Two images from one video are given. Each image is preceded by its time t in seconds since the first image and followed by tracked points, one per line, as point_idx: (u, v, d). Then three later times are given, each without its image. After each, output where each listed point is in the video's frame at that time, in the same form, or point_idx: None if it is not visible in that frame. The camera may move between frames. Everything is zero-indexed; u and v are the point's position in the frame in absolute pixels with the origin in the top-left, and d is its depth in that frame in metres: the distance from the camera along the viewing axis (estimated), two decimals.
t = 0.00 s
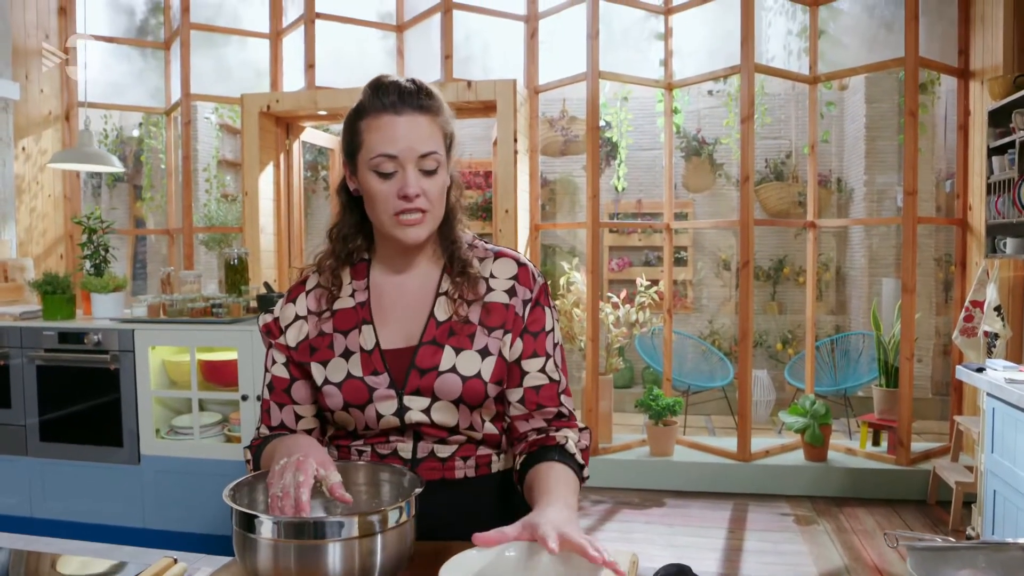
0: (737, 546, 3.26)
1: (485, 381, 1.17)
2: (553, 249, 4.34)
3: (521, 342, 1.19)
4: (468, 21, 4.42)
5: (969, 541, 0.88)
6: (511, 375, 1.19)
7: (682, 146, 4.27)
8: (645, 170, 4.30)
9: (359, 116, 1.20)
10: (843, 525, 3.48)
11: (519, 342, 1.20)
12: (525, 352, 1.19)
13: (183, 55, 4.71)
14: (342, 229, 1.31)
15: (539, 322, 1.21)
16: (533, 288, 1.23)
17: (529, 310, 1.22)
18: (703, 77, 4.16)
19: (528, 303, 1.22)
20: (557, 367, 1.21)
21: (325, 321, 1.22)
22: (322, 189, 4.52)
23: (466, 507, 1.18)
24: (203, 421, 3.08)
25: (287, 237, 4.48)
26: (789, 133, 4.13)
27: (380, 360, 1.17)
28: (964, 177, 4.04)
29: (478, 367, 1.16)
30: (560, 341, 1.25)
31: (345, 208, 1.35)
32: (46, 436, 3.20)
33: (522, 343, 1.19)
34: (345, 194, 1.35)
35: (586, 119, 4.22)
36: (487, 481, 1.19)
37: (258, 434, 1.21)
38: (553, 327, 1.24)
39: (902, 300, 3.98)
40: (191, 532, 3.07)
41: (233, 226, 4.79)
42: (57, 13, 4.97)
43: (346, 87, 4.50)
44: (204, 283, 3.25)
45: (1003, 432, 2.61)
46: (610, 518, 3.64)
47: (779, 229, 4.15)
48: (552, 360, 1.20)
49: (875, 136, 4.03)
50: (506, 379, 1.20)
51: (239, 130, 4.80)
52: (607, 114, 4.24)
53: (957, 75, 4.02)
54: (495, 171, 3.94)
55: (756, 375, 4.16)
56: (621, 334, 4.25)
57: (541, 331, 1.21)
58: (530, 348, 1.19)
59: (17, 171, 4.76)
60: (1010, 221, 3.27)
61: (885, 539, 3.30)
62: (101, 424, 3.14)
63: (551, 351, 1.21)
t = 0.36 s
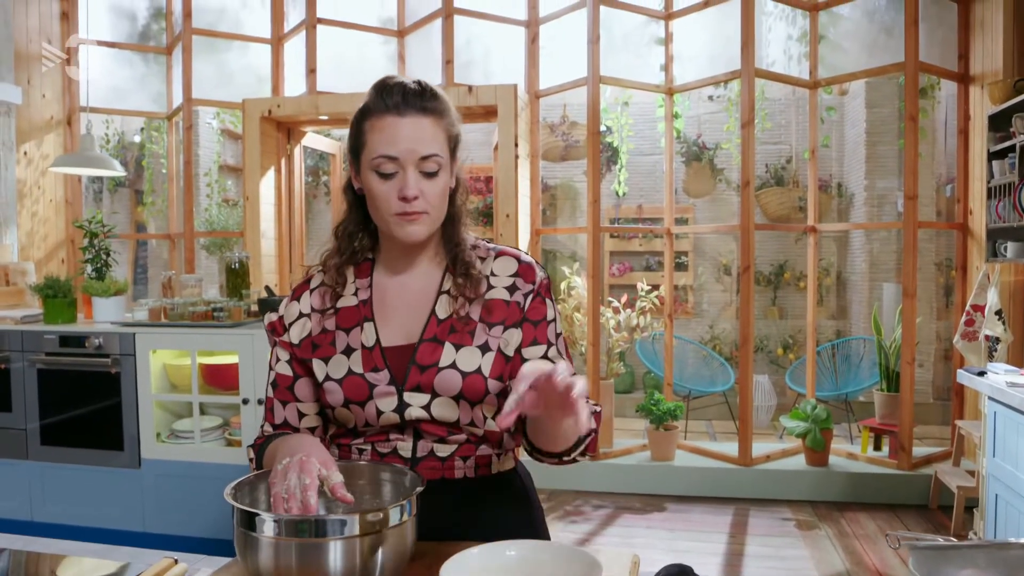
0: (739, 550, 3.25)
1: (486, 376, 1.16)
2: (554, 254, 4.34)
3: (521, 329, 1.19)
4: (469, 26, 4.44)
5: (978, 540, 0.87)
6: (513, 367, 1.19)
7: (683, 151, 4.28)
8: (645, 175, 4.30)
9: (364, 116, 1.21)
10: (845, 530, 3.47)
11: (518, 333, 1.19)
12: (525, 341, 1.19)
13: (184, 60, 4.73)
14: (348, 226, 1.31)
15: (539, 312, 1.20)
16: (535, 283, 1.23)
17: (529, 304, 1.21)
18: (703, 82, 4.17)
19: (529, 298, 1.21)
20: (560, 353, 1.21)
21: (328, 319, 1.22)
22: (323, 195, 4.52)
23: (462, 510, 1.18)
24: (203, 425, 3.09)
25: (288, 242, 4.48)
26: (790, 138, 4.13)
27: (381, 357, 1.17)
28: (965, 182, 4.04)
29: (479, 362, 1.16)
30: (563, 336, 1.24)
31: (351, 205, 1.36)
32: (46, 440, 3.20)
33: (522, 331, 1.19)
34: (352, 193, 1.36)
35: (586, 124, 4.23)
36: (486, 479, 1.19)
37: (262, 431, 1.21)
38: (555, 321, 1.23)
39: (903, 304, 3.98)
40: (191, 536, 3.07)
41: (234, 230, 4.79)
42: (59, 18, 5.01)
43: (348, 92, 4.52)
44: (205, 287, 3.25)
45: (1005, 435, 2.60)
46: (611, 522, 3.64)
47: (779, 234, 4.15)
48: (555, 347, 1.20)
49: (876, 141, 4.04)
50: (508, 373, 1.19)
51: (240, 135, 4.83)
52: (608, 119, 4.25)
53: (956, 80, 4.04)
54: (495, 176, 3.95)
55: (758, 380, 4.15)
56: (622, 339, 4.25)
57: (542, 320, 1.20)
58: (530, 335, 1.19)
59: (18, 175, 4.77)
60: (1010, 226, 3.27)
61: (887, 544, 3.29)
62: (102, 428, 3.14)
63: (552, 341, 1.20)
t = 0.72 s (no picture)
0: (741, 550, 3.25)
1: (487, 371, 1.16)
2: (556, 255, 4.35)
3: (524, 322, 1.20)
4: (472, 27, 4.44)
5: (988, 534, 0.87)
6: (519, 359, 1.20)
7: (685, 151, 4.28)
8: (647, 176, 4.31)
9: (369, 108, 1.21)
10: (847, 530, 3.47)
11: (522, 326, 1.20)
12: (529, 333, 1.19)
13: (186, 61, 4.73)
14: (350, 219, 1.32)
15: (542, 303, 1.21)
16: (536, 274, 1.23)
17: (529, 295, 1.22)
18: (705, 82, 4.17)
19: (529, 290, 1.22)
20: (566, 342, 1.21)
21: (331, 314, 1.22)
22: (325, 197, 4.54)
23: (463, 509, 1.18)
24: (206, 424, 3.09)
25: (291, 242, 4.48)
26: (792, 139, 4.13)
27: (383, 353, 1.17)
28: (967, 182, 4.04)
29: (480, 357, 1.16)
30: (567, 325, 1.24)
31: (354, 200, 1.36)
32: (49, 440, 3.21)
33: (526, 323, 1.20)
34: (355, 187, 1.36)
35: (588, 125, 4.23)
36: (491, 476, 1.19)
37: (266, 427, 1.20)
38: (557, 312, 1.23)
39: (905, 304, 3.97)
40: (194, 536, 3.07)
41: (236, 231, 4.80)
42: (62, 19, 5.03)
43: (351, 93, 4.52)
44: (208, 286, 3.25)
45: (1008, 435, 2.60)
46: (613, 522, 3.64)
47: (781, 235, 4.15)
48: (560, 337, 1.21)
49: (878, 142, 4.04)
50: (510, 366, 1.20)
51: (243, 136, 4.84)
52: (610, 120, 4.25)
53: (958, 80, 4.04)
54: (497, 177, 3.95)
55: (760, 381, 4.15)
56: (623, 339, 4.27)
57: (544, 312, 1.21)
58: (535, 326, 1.20)
59: (21, 176, 4.79)
60: (1012, 225, 3.26)
61: (889, 545, 3.29)
62: (104, 428, 3.14)
63: (557, 331, 1.21)
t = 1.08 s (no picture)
0: (743, 548, 3.25)
1: (492, 366, 1.17)
2: (558, 254, 4.35)
3: (526, 319, 1.19)
4: (474, 26, 4.45)
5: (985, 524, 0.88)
6: (519, 357, 1.19)
7: (687, 150, 4.28)
8: (649, 175, 4.31)
9: (380, 99, 1.22)
10: (849, 528, 3.47)
11: (523, 322, 1.19)
12: (530, 330, 1.19)
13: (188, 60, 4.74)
14: (355, 211, 1.34)
15: (545, 300, 1.20)
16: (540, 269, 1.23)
17: (531, 291, 1.21)
18: (706, 81, 4.18)
19: (532, 285, 1.21)
20: (566, 343, 1.21)
21: (335, 308, 1.23)
22: (326, 196, 4.55)
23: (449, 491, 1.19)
24: (208, 422, 3.09)
25: (293, 241, 4.49)
26: (793, 138, 4.14)
27: (387, 347, 1.18)
28: (968, 180, 4.04)
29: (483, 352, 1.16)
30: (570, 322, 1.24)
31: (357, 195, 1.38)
32: (52, 437, 3.21)
33: (528, 319, 1.19)
34: (361, 178, 1.38)
35: (590, 124, 4.23)
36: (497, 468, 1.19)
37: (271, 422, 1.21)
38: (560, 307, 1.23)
39: (907, 302, 3.97)
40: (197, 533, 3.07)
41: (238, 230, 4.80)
42: (64, 18, 5.06)
43: (353, 91, 4.53)
44: (210, 284, 3.26)
45: (1010, 432, 2.60)
46: (615, 520, 3.64)
47: (783, 233, 4.15)
48: (561, 336, 1.20)
49: (879, 141, 4.04)
50: (515, 361, 1.20)
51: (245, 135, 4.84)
52: (611, 118, 4.25)
53: (960, 78, 4.03)
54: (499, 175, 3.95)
55: (761, 380, 4.14)
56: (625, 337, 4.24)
57: (548, 310, 1.20)
58: (536, 325, 1.19)
59: (23, 175, 4.80)
60: (1014, 223, 3.26)
61: (891, 542, 3.29)
62: (107, 425, 3.14)
63: (558, 330, 1.20)
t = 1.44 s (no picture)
0: (740, 545, 3.26)
1: (492, 357, 1.17)
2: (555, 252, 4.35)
3: (530, 308, 1.20)
4: (472, 25, 4.45)
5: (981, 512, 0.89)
6: (525, 344, 1.21)
7: (683, 149, 4.29)
8: (646, 174, 4.32)
9: (398, 92, 1.22)
10: (846, 525, 3.48)
11: (527, 312, 1.21)
12: (537, 319, 1.20)
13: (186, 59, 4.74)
14: (364, 201, 1.34)
15: (549, 289, 1.22)
16: (541, 260, 1.24)
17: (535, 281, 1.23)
18: (703, 80, 4.19)
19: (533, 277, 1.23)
20: (573, 328, 1.22)
21: (336, 299, 1.23)
22: (323, 195, 4.53)
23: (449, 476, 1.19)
24: (206, 419, 3.09)
25: (290, 238, 4.50)
26: (790, 137, 4.16)
27: (388, 339, 1.18)
28: (964, 179, 4.06)
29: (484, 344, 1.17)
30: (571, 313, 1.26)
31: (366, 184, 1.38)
32: (50, 435, 3.21)
33: (532, 309, 1.21)
34: (370, 166, 1.37)
35: (587, 123, 4.24)
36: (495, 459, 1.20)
37: (271, 413, 1.21)
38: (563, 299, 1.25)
39: (903, 300, 3.98)
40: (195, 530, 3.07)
41: (236, 228, 4.80)
42: (61, 16, 5.05)
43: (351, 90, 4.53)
44: (208, 282, 3.26)
45: (1005, 428, 2.62)
46: (612, 517, 3.65)
47: (780, 231, 4.16)
48: (567, 324, 1.22)
49: (875, 140, 4.05)
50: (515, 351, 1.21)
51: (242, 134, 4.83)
52: (609, 117, 4.26)
53: (956, 77, 4.05)
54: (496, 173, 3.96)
55: (758, 378, 4.15)
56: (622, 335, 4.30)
57: (552, 298, 1.22)
58: (542, 313, 1.20)
59: (21, 173, 4.80)
60: (1010, 221, 3.28)
61: (887, 539, 3.30)
62: (105, 423, 3.15)
63: (563, 318, 1.22)
